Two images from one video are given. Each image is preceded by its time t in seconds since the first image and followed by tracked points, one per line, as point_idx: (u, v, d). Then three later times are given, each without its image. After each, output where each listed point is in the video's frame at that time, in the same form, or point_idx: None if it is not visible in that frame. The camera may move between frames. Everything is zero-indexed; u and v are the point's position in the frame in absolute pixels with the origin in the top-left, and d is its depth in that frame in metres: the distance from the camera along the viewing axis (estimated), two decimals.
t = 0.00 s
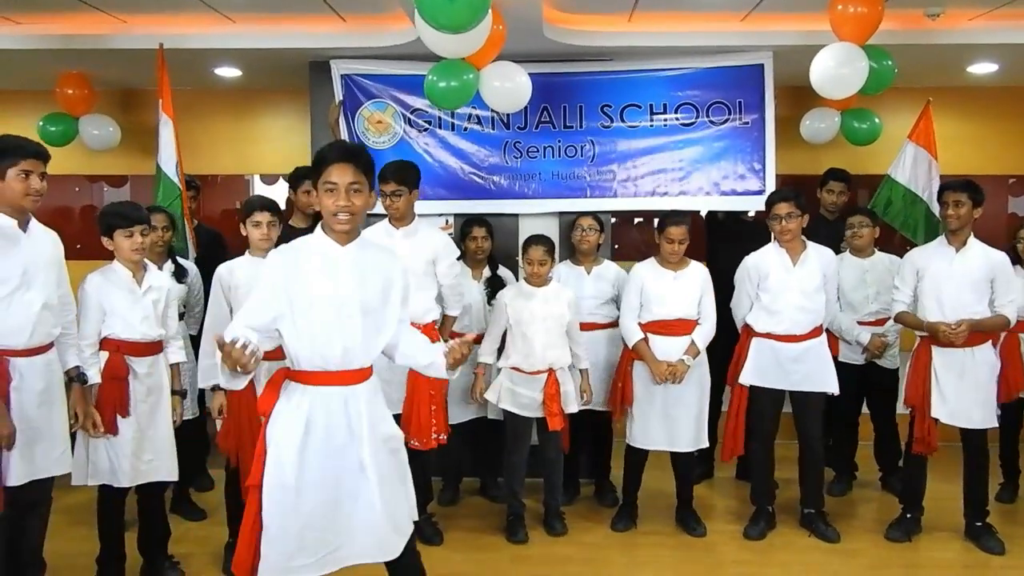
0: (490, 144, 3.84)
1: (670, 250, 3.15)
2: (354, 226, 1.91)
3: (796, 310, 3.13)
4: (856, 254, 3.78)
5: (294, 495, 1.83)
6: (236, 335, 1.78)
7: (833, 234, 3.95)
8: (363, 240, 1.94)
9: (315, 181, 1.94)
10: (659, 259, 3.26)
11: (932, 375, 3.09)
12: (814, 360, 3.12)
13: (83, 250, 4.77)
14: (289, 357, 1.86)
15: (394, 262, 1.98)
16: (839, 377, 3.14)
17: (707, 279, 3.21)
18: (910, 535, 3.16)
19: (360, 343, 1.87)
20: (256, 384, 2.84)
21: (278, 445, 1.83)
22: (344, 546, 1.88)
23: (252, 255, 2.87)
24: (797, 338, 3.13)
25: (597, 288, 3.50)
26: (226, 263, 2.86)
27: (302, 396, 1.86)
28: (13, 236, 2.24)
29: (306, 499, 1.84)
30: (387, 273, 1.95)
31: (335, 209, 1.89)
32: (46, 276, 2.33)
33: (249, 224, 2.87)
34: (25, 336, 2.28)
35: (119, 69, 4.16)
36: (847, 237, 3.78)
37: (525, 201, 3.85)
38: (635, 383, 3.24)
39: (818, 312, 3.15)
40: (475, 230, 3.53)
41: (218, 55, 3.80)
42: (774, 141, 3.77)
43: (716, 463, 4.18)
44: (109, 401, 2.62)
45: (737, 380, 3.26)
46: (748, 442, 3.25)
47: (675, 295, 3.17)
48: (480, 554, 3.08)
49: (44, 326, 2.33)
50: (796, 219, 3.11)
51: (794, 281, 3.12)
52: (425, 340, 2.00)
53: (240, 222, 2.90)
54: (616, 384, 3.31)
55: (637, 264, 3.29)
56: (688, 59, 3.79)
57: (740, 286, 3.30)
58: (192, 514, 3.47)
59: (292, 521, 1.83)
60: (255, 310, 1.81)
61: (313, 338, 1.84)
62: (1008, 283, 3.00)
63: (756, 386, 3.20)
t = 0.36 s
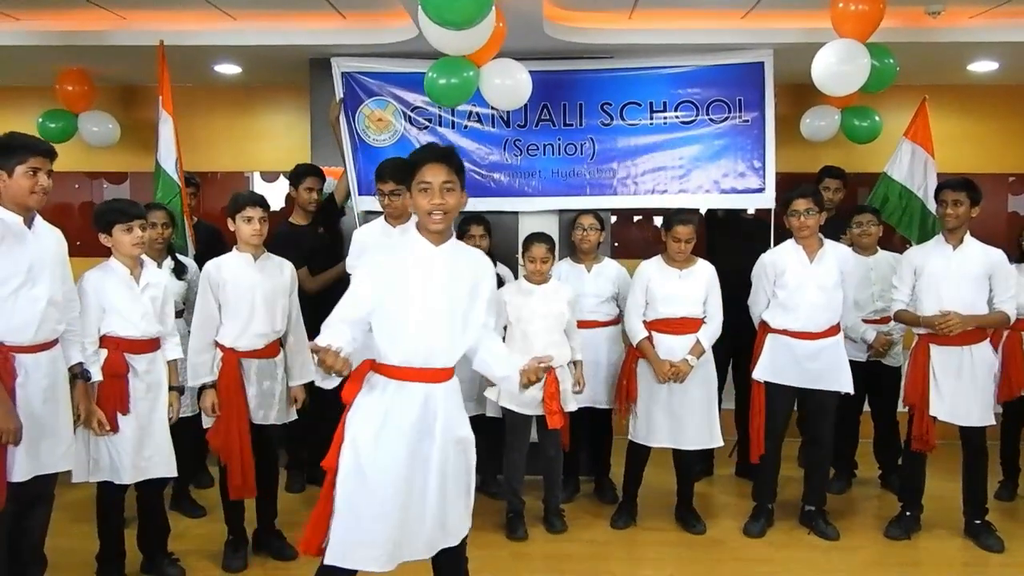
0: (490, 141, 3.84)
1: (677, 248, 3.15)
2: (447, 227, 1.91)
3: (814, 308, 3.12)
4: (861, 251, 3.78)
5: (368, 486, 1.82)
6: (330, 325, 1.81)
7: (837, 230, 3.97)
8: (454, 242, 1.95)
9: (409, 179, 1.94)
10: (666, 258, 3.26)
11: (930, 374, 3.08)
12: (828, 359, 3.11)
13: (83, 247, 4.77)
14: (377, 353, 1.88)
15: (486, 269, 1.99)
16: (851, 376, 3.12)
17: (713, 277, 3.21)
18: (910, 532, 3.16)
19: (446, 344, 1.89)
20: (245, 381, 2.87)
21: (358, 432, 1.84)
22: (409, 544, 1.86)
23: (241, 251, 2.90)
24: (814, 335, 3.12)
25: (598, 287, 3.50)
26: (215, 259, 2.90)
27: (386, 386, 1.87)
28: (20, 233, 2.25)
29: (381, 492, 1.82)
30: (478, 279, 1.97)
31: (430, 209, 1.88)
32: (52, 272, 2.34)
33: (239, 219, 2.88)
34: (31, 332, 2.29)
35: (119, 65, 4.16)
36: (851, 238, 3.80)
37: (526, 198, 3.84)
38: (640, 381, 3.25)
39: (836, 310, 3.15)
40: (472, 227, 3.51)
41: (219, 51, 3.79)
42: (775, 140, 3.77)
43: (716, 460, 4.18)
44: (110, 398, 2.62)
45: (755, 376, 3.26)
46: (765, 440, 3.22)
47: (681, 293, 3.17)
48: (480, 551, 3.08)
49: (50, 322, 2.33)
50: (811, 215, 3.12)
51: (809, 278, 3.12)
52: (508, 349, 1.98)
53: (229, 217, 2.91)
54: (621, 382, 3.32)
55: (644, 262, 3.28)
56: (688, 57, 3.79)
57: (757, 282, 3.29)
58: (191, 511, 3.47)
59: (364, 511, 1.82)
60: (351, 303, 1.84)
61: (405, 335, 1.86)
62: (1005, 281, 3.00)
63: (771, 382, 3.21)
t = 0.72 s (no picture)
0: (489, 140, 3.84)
1: (672, 246, 3.14)
2: (507, 222, 1.94)
3: (808, 306, 3.13)
4: (864, 250, 3.79)
5: (440, 479, 1.89)
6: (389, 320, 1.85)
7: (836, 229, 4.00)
8: (511, 238, 1.99)
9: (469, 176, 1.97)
10: (661, 256, 3.26)
11: (927, 371, 3.09)
12: (822, 357, 3.12)
13: (82, 245, 4.76)
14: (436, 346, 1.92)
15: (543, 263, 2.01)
16: (846, 375, 3.14)
17: (710, 276, 3.20)
18: (908, 530, 3.17)
19: (503, 337, 1.91)
20: (236, 380, 2.88)
21: (425, 428, 1.91)
22: (483, 535, 1.92)
23: (230, 250, 2.90)
24: (808, 334, 3.13)
25: (597, 286, 3.50)
26: (205, 258, 2.89)
27: (445, 380, 1.92)
28: (26, 229, 2.26)
29: (452, 482, 1.89)
30: (534, 272, 1.99)
31: (491, 206, 1.91)
32: (57, 270, 2.35)
33: (231, 217, 2.87)
34: (36, 329, 2.29)
35: (118, 63, 4.15)
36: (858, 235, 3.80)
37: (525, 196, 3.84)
38: (638, 379, 3.26)
39: (829, 310, 3.15)
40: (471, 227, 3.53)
41: (218, 49, 3.79)
42: (773, 138, 3.77)
43: (714, 458, 4.19)
44: (107, 397, 2.61)
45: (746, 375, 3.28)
46: (758, 436, 3.24)
47: (678, 291, 3.17)
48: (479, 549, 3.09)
49: (54, 320, 2.34)
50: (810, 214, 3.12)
51: (805, 276, 3.12)
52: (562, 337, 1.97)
53: (218, 215, 2.90)
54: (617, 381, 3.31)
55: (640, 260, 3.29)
56: (687, 56, 3.79)
57: (751, 279, 3.31)
58: (190, 510, 3.47)
59: (438, 504, 1.88)
60: (411, 299, 1.89)
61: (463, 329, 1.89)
62: (1003, 279, 3.01)
63: (764, 380, 3.22)
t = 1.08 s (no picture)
0: (485, 139, 3.84)
1: (656, 241, 3.15)
2: (544, 225, 1.95)
3: (800, 305, 3.13)
4: (867, 249, 3.77)
5: (498, 483, 1.91)
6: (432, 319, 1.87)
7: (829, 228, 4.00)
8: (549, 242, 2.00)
9: (508, 177, 1.97)
10: (649, 254, 3.26)
11: (922, 370, 3.10)
12: (812, 356, 3.13)
13: (77, 244, 4.75)
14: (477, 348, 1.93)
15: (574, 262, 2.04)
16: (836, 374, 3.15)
17: (696, 274, 3.21)
18: (904, 529, 3.18)
19: (539, 337, 1.93)
20: (236, 380, 2.88)
21: (478, 435, 1.92)
22: (544, 531, 1.96)
23: (228, 250, 2.89)
24: (795, 333, 3.14)
25: (593, 284, 3.48)
26: (203, 258, 2.89)
27: (492, 384, 1.93)
28: (30, 230, 2.27)
29: (510, 483, 1.92)
30: (567, 271, 2.01)
31: (531, 208, 1.92)
32: (57, 271, 2.35)
33: (227, 217, 2.87)
34: (35, 328, 2.29)
35: (113, 62, 4.14)
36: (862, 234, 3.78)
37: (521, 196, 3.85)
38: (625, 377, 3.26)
39: (818, 309, 3.15)
40: (465, 226, 3.51)
41: (214, 48, 3.78)
42: (769, 138, 3.77)
43: (711, 457, 4.19)
44: (103, 396, 2.61)
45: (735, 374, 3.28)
46: (751, 436, 3.25)
47: (665, 290, 3.18)
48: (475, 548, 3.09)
49: (52, 320, 2.34)
50: (799, 212, 3.13)
51: (797, 275, 3.12)
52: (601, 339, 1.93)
53: (215, 214, 2.89)
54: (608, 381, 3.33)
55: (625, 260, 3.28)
56: (684, 55, 3.79)
57: (740, 278, 3.32)
58: (186, 509, 3.47)
59: (498, 508, 1.91)
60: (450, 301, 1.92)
61: (502, 329, 1.91)
62: (997, 278, 3.02)
63: (753, 380, 3.22)
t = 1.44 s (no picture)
0: (479, 137, 3.83)
1: (638, 234, 3.14)
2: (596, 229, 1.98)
3: (792, 303, 3.15)
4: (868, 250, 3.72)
5: (551, 490, 1.95)
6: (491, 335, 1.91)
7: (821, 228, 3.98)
8: (599, 246, 2.02)
9: (557, 181, 2.00)
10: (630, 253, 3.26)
11: (914, 368, 3.11)
12: (806, 354, 3.14)
13: (70, 242, 4.73)
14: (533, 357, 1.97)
15: (624, 263, 2.07)
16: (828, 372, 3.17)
17: (677, 272, 3.22)
18: (896, 527, 3.19)
19: (594, 343, 1.98)
20: (232, 378, 2.88)
21: (532, 441, 1.95)
22: (589, 537, 2.02)
23: (225, 249, 2.89)
24: (790, 331, 3.15)
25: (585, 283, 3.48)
26: (200, 257, 2.88)
27: (551, 394, 1.95)
28: (17, 228, 2.26)
29: (564, 491, 1.96)
30: (619, 273, 2.04)
31: (583, 212, 1.94)
32: (49, 268, 2.35)
33: (224, 216, 2.86)
34: (27, 326, 2.28)
35: (106, 59, 4.13)
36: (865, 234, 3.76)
37: (515, 194, 3.84)
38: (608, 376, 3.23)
39: (811, 307, 3.17)
40: (459, 225, 3.52)
41: (207, 45, 3.77)
42: (763, 137, 3.78)
43: (704, 456, 4.20)
44: (97, 395, 2.60)
45: (729, 374, 3.29)
46: (746, 435, 3.25)
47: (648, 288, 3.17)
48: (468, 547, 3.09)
49: (45, 317, 2.33)
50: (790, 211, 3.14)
51: (790, 274, 3.13)
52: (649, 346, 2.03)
53: (212, 213, 2.89)
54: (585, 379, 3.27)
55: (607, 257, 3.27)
56: (678, 55, 3.79)
57: (733, 278, 3.33)
58: (180, 509, 3.46)
59: (547, 516, 1.94)
60: (511, 311, 1.93)
61: (562, 336, 1.95)
62: (988, 277, 3.03)
63: (747, 378, 3.23)
